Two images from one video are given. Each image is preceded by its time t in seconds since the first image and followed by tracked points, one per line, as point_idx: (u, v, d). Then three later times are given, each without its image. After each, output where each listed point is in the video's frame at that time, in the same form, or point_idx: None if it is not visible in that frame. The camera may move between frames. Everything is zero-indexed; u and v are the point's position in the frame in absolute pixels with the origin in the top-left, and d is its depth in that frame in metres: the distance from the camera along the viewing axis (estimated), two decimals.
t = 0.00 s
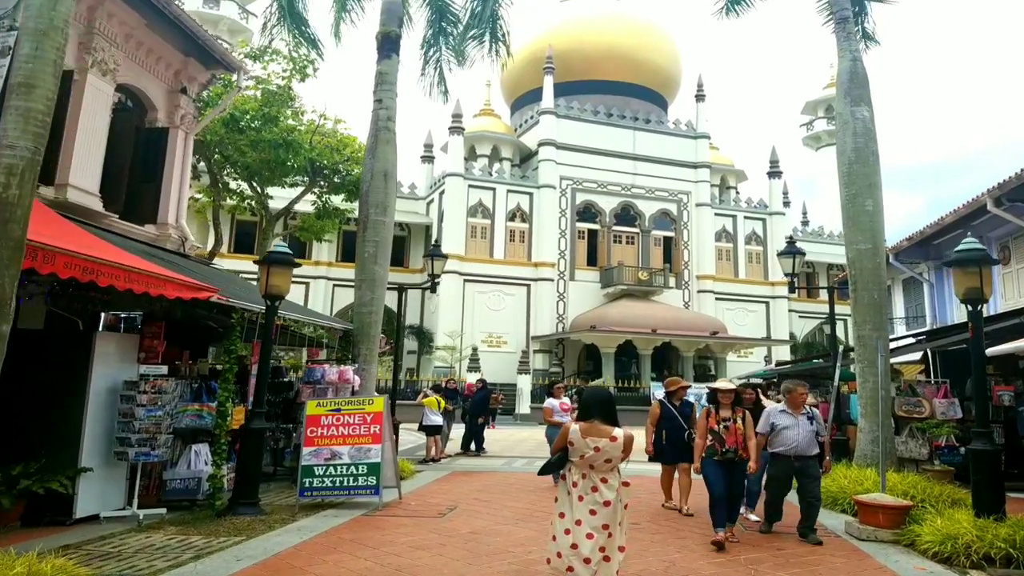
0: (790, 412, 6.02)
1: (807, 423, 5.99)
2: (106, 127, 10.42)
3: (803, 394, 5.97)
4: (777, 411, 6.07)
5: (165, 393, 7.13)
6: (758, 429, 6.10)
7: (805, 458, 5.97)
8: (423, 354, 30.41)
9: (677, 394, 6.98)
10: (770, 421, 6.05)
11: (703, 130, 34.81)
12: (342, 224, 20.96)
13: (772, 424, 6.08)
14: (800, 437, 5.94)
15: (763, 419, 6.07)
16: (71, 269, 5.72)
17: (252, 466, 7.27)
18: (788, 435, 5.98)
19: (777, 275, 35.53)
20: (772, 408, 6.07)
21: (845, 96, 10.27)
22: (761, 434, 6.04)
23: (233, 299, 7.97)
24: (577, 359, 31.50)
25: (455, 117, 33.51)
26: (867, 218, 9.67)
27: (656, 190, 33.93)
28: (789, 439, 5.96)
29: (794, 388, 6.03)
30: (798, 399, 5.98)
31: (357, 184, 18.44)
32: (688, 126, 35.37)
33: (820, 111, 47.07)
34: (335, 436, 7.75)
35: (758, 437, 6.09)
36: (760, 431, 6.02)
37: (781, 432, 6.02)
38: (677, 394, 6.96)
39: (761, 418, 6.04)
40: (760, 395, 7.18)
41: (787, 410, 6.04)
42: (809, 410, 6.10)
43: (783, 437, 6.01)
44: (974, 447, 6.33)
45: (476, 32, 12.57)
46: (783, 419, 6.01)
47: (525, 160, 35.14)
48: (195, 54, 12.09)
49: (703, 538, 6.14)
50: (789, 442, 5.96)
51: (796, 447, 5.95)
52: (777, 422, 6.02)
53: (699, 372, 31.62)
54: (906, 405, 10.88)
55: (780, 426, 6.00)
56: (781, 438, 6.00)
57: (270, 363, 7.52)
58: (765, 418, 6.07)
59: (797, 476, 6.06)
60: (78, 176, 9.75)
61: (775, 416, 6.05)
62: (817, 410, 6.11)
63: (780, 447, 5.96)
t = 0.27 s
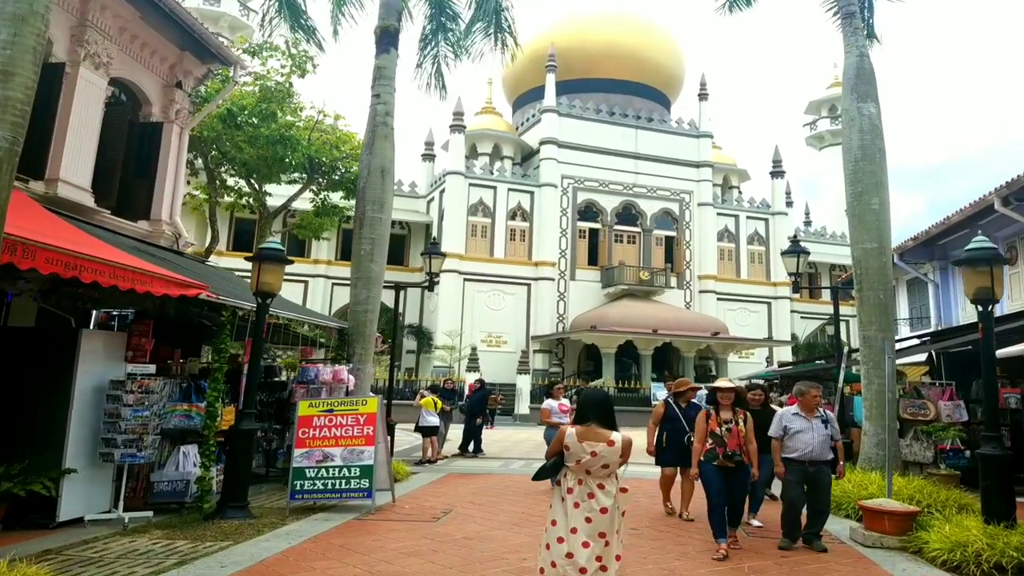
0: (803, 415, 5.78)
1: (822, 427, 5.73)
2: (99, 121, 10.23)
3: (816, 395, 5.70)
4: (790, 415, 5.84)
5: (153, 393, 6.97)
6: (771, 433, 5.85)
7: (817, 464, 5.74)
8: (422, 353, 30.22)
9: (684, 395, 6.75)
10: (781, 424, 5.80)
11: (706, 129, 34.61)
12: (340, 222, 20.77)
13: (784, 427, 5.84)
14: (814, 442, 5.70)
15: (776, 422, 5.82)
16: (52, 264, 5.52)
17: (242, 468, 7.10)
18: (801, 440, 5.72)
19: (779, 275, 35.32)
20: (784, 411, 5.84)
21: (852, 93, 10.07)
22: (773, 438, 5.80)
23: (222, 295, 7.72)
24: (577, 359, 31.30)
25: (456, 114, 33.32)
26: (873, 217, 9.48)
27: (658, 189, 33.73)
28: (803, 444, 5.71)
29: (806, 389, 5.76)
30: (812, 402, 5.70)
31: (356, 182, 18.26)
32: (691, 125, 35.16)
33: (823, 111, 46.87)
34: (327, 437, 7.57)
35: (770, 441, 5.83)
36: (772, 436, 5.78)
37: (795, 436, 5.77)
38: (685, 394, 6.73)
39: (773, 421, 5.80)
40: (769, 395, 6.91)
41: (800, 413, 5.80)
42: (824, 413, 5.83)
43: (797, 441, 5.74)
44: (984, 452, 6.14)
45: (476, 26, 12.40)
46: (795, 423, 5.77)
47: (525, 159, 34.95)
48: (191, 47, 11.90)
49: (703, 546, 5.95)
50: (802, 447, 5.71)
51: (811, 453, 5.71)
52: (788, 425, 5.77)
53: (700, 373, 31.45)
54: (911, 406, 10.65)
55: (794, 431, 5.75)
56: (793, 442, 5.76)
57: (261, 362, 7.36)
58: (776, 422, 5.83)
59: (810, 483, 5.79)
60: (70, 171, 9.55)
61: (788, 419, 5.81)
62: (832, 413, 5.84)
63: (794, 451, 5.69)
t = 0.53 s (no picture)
0: (815, 422, 5.47)
1: (835, 435, 5.44)
2: (90, 121, 10.05)
3: (828, 400, 5.39)
4: (801, 421, 5.52)
5: (139, 397, 6.78)
6: (782, 442, 5.53)
7: (833, 473, 5.44)
8: (420, 357, 30.02)
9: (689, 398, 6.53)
10: (792, 432, 5.49)
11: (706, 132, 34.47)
12: (338, 225, 20.59)
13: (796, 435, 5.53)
14: (830, 450, 5.39)
15: (787, 429, 5.49)
16: (33, 263, 5.32)
17: (231, 474, 6.90)
18: (815, 448, 5.40)
19: (779, 279, 35.15)
20: (795, 418, 5.51)
21: (855, 92, 9.91)
22: (785, 447, 5.48)
23: (212, 296, 7.47)
24: (576, 362, 30.94)
25: (455, 117, 33.18)
26: (878, 218, 9.30)
27: (658, 193, 33.58)
28: (817, 454, 5.39)
29: (815, 393, 5.45)
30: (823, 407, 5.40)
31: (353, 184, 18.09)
32: (691, 128, 35.03)
33: (823, 114, 46.75)
34: (319, 443, 7.38)
35: (782, 450, 5.50)
36: (784, 446, 5.46)
37: (807, 444, 5.45)
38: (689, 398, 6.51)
39: (784, 429, 5.47)
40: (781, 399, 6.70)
41: (812, 420, 5.48)
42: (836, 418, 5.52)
43: (810, 449, 5.43)
44: (996, 458, 5.94)
45: (473, 25, 12.23)
46: (808, 430, 5.45)
47: (525, 162, 34.80)
48: (185, 46, 11.74)
49: (706, 556, 5.76)
50: (816, 457, 5.40)
51: (827, 462, 5.40)
52: (801, 433, 5.45)
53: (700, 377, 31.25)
54: (916, 411, 10.27)
55: (807, 439, 5.43)
56: (807, 450, 5.44)
57: (251, 365, 7.17)
58: (787, 430, 5.51)
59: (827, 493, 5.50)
60: (59, 170, 9.35)
61: (799, 426, 5.49)
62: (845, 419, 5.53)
63: (808, 461, 5.38)
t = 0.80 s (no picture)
0: (830, 426, 5.17)
1: (852, 439, 5.15)
2: (84, 118, 9.87)
3: (837, 402, 5.13)
4: (816, 427, 5.21)
5: (129, 398, 6.60)
6: (796, 449, 5.21)
7: (851, 480, 5.15)
8: (421, 358, 29.82)
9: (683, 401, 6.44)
10: (807, 438, 5.18)
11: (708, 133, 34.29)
12: (337, 224, 20.41)
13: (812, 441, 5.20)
14: (848, 455, 5.10)
15: (802, 435, 5.18)
16: (18, 260, 5.14)
17: (223, 477, 6.71)
18: (832, 455, 5.11)
19: (782, 280, 34.94)
20: (809, 423, 5.20)
21: (864, 89, 9.72)
22: (800, 455, 5.15)
23: (205, 294, 7.22)
24: (579, 365, 30.88)
25: (457, 117, 33.01)
26: (887, 216, 9.10)
27: (660, 193, 33.39)
28: (836, 460, 5.09)
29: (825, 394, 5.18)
30: (837, 410, 5.12)
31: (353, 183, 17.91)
32: (693, 129, 34.84)
33: (826, 115, 46.56)
34: (315, 445, 7.20)
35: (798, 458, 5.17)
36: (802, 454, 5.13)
37: (826, 451, 5.14)
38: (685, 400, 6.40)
39: (801, 435, 5.15)
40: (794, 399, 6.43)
41: (826, 425, 5.18)
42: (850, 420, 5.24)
43: (828, 456, 5.13)
44: (1013, 463, 5.74)
45: (473, 21, 12.05)
46: (823, 435, 5.15)
47: (526, 162, 34.62)
48: (182, 42, 11.55)
49: (714, 564, 5.56)
50: (835, 463, 5.10)
51: (846, 469, 5.10)
52: (817, 439, 5.15)
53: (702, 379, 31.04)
54: (925, 414, 10.21)
55: (824, 445, 5.13)
56: (824, 457, 5.14)
57: (244, 364, 6.98)
58: (802, 437, 5.19)
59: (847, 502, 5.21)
60: (52, 167, 9.17)
61: (814, 431, 5.19)
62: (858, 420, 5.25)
63: (828, 468, 5.09)
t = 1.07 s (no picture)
0: (836, 428, 5.02)
1: (860, 441, 4.97)
2: (75, 115, 9.71)
3: (839, 401, 5.00)
4: (820, 428, 5.06)
5: (118, 400, 6.44)
6: (802, 452, 5.06)
7: (861, 485, 4.94)
8: (419, 359, 29.62)
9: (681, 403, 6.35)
10: (812, 440, 5.03)
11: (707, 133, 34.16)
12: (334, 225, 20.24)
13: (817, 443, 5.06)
14: (856, 458, 4.93)
15: (805, 438, 5.05)
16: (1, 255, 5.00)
17: (214, 481, 6.56)
18: (838, 457, 4.95)
19: (781, 280, 34.80)
20: (813, 425, 5.07)
21: (867, 85, 9.57)
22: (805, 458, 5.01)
23: (195, 293, 6.99)
24: (578, 365, 30.75)
25: (455, 117, 32.85)
26: (891, 214, 8.96)
27: (659, 193, 33.25)
28: (840, 462, 4.94)
29: (827, 394, 5.06)
30: (841, 410, 4.98)
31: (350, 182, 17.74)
32: (692, 129, 34.72)
33: (825, 115, 46.46)
34: (309, 447, 7.04)
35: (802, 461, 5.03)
36: (807, 455, 4.98)
37: (829, 453, 5.00)
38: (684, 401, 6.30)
39: (802, 437, 5.03)
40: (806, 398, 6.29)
41: (831, 426, 5.04)
42: (857, 422, 5.08)
43: (832, 459, 4.98)
44: None
45: (469, 17, 11.89)
46: (827, 436, 5.01)
47: (525, 163, 34.47)
48: (176, 39, 11.36)
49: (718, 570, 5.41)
50: (840, 466, 4.94)
51: (853, 472, 4.92)
52: (821, 441, 5.01)
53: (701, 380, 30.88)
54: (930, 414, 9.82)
55: (828, 446, 4.98)
56: (829, 459, 4.99)
57: (236, 365, 6.81)
58: (806, 438, 5.06)
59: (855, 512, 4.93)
60: (41, 165, 9.00)
61: (818, 433, 5.04)
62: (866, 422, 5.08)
63: (830, 471, 4.95)
